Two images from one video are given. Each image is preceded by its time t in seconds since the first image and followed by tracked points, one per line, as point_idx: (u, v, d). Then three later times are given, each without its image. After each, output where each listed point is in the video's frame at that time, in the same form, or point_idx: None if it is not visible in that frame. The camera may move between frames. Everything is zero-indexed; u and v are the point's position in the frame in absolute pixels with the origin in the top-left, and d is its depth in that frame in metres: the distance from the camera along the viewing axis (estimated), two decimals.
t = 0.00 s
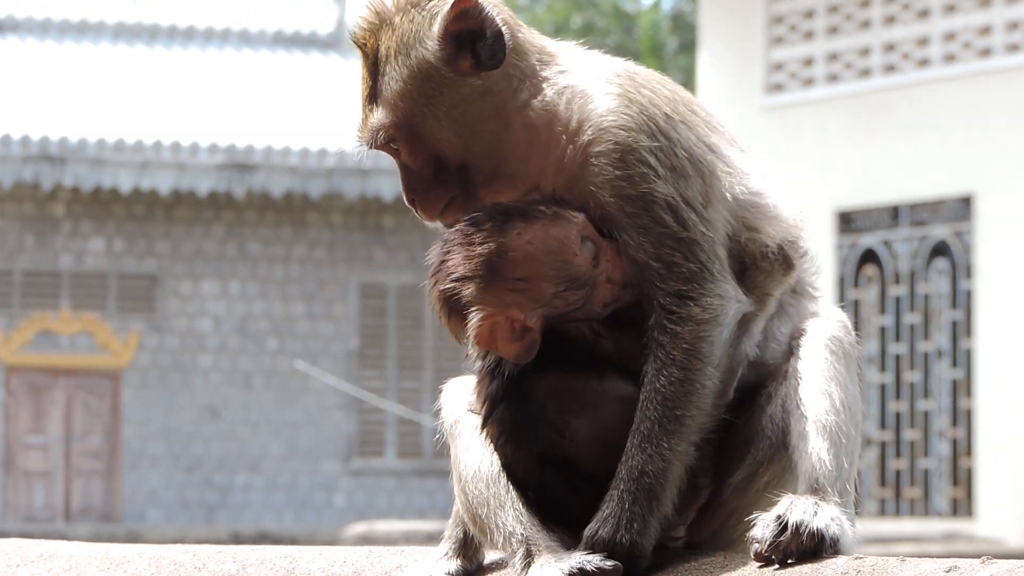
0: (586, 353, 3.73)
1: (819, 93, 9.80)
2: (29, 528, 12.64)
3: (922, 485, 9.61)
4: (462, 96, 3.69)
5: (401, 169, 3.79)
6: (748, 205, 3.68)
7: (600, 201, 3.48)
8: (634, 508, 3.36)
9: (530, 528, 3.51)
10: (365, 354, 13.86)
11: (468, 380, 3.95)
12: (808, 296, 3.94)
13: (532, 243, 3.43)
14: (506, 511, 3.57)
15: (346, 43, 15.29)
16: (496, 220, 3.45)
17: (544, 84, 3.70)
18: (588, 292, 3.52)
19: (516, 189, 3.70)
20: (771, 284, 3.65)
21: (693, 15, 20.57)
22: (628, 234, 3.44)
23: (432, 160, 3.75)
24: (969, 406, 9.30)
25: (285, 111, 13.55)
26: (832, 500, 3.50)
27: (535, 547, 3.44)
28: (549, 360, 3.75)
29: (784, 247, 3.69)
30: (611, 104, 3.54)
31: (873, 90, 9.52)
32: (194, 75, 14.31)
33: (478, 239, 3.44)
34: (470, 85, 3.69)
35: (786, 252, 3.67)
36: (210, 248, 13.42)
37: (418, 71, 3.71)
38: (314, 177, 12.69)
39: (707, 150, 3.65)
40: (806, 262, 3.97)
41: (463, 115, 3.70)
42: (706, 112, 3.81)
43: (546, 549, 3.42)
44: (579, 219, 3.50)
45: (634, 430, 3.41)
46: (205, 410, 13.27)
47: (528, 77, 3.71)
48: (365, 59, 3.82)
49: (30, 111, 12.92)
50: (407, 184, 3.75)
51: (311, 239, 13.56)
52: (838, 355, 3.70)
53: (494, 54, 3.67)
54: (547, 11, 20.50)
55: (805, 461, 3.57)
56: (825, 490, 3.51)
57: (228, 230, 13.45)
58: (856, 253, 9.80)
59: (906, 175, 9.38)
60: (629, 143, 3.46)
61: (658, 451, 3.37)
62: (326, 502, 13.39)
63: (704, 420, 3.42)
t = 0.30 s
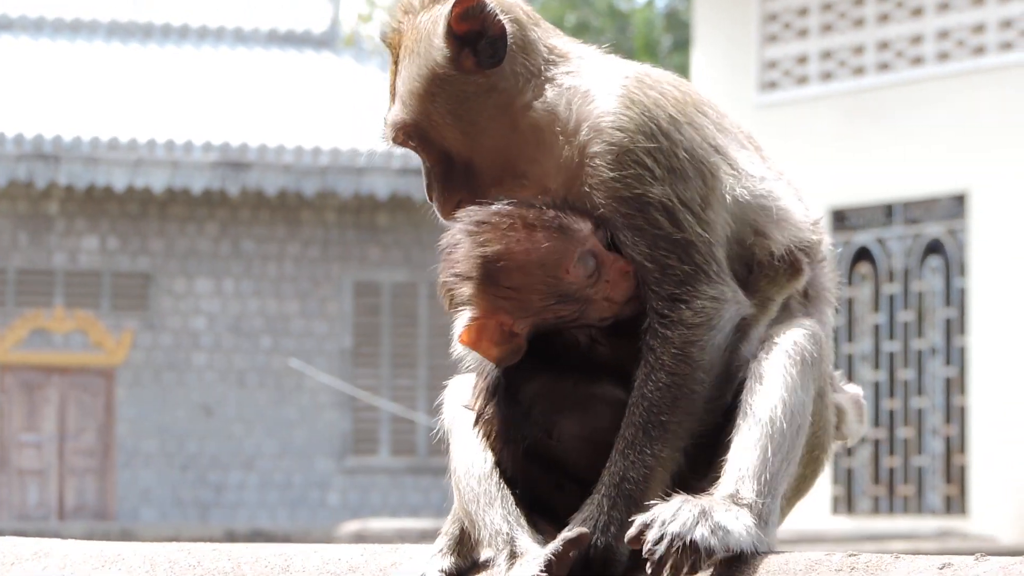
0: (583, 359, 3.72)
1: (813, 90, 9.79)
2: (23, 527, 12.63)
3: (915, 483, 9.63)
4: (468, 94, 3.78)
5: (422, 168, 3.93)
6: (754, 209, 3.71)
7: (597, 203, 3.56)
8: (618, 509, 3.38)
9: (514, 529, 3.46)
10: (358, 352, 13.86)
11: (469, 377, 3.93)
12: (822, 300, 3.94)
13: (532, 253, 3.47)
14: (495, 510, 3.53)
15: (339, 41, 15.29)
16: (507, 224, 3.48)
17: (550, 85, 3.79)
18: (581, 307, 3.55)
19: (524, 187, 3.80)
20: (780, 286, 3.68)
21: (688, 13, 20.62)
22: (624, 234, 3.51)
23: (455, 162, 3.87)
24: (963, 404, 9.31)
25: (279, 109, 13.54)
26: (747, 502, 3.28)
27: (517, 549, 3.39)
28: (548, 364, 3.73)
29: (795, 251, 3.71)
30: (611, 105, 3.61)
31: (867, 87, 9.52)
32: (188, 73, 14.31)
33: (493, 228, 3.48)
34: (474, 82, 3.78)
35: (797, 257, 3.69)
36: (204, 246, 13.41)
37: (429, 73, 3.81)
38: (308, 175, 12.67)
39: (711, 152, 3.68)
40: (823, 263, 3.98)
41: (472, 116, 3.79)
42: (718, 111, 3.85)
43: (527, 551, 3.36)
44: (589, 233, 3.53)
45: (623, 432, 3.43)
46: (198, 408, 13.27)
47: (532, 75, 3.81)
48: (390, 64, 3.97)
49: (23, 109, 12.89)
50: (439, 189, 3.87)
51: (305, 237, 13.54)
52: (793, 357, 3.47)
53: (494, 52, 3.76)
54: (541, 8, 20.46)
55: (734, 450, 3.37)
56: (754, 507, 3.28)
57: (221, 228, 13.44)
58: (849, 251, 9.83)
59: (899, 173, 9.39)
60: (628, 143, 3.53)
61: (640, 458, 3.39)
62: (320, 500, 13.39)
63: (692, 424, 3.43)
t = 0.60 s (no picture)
0: (575, 362, 3.71)
1: (802, 87, 9.80)
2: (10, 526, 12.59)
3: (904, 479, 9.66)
4: (470, 83, 3.88)
5: (425, 157, 4.02)
6: (756, 214, 3.71)
7: (599, 203, 3.58)
8: (610, 511, 3.36)
9: (506, 524, 3.47)
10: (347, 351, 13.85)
11: (466, 373, 3.94)
12: (822, 304, 3.96)
13: (536, 270, 3.37)
14: (488, 507, 3.53)
15: (326, 39, 15.24)
16: (505, 243, 3.36)
17: (552, 83, 3.84)
18: (598, 306, 3.50)
19: (522, 182, 3.87)
20: (774, 289, 3.70)
21: (675, 10, 20.67)
22: (626, 236, 3.53)
23: (457, 153, 3.93)
24: (951, 400, 9.35)
25: (267, 107, 13.53)
26: (723, 503, 3.33)
27: (508, 546, 3.39)
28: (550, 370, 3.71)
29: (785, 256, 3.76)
30: (614, 104, 3.64)
31: (855, 84, 9.54)
32: (176, 72, 14.30)
33: (487, 245, 3.37)
34: (476, 71, 3.87)
35: (784, 268, 3.72)
36: (191, 245, 13.40)
37: (433, 60, 3.92)
38: (296, 173, 12.65)
39: (714, 155, 3.69)
40: (824, 267, 4.01)
41: (473, 107, 3.88)
42: (723, 114, 3.87)
43: (517, 548, 3.36)
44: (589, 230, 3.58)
45: (617, 436, 3.43)
46: (187, 407, 13.27)
47: (535, 70, 3.87)
48: (396, 49, 4.07)
49: (10, 108, 12.86)
50: (439, 176, 3.93)
51: (293, 236, 13.52)
52: (776, 358, 3.44)
53: (496, 42, 3.87)
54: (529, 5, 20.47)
55: (712, 453, 3.36)
56: (731, 509, 3.32)
57: (209, 227, 13.42)
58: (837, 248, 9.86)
59: (887, 170, 9.41)
60: (632, 147, 3.55)
61: (633, 461, 3.39)
62: (309, 499, 13.37)
63: (684, 427, 3.44)
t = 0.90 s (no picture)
0: (569, 361, 3.70)
1: (792, 86, 9.81)
2: None
3: (893, 479, 9.68)
4: (471, 56, 3.76)
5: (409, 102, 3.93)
6: (745, 216, 3.70)
7: (588, 198, 3.53)
8: (596, 506, 3.35)
9: (499, 521, 3.47)
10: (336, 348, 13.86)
11: (457, 370, 3.94)
12: (814, 305, 3.94)
13: (523, 277, 3.35)
14: (481, 504, 3.54)
15: (318, 35, 15.19)
16: (493, 249, 3.33)
17: (551, 72, 3.71)
18: (580, 311, 3.50)
19: (503, 154, 3.82)
20: (760, 292, 3.72)
21: (666, 9, 20.71)
22: (613, 232, 3.49)
23: (447, 119, 3.82)
24: (940, 399, 9.39)
25: (257, 104, 13.52)
26: (717, 502, 3.33)
27: (502, 543, 3.40)
28: (540, 369, 3.72)
29: (773, 259, 3.75)
30: (606, 100, 3.59)
31: (845, 83, 9.55)
32: (167, 69, 14.27)
33: (475, 250, 3.34)
34: (482, 45, 3.75)
35: (771, 271, 3.73)
36: (182, 241, 13.39)
37: (446, 21, 3.80)
38: (286, 170, 12.68)
39: (704, 155, 3.66)
40: (814, 267, 4.00)
41: (470, 81, 3.77)
42: (717, 115, 3.84)
43: (511, 546, 3.37)
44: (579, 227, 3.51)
45: (606, 431, 3.42)
46: (177, 403, 13.27)
47: (536, 59, 3.73)
48: None
49: None
50: (414, 123, 3.86)
51: (283, 233, 13.52)
52: (772, 358, 3.47)
53: (507, 25, 3.73)
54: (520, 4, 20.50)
55: (707, 451, 3.38)
56: (725, 508, 3.33)
57: (200, 223, 13.41)
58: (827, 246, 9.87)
59: (877, 169, 9.43)
60: (622, 143, 3.51)
61: (621, 456, 3.38)
62: (298, 496, 13.37)
63: (673, 424, 3.43)
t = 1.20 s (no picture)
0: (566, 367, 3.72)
1: (784, 86, 9.82)
2: None
3: (886, 479, 9.73)
4: (469, 53, 3.76)
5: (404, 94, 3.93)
6: (741, 220, 3.70)
7: (583, 202, 3.52)
8: (590, 509, 3.35)
9: (494, 522, 3.46)
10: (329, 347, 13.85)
11: (452, 369, 3.92)
12: (809, 306, 3.94)
13: (532, 276, 3.43)
14: (477, 505, 3.53)
15: (310, 35, 15.22)
16: (517, 239, 3.41)
17: (549, 75, 3.70)
18: (574, 328, 3.54)
19: (496, 153, 3.82)
20: (755, 295, 3.73)
21: (658, 8, 20.73)
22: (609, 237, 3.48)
23: (442, 117, 3.82)
24: (933, 399, 9.41)
25: (250, 102, 13.51)
26: (713, 503, 3.34)
27: (497, 544, 3.39)
28: (535, 368, 3.72)
29: (767, 263, 3.76)
30: (602, 104, 3.58)
31: (838, 83, 9.56)
32: (160, 68, 14.24)
33: (499, 231, 3.43)
34: (482, 43, 3.75)
35: (766, 273, 3.74)
36: (174, 240, 13.36)
37: (446, 17, 3.80)
38: (279, 169, 12.64)
39: (699, 160, 3.65)
40: (809, 269, 4.00)
41: (466, 80, 3.77)
42: (712, 119, 3.83)
43: (506, 546, 3.36)
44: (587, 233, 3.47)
45: (601, 433, 3.42)
46: (169, 402, 13.26)
47: (534, 60, 3.72)
48: None
49: None
50: (408, 115, 3.86)
51: (276, 231, 13.50)
52: (768, 360, 3.47)
53: (508, 25, 3.73)
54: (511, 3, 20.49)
55: (702, 452, 3.38)
56: (721, 509, 3.33)
57: (192, 222, 13.39)
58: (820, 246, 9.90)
59: (870, 170, 9.43)
60: (618, 148, 3.51)
61: (615, 458, 3.38)
62: (290, 494, 13.36)
63: (667, 427, 3.43)
